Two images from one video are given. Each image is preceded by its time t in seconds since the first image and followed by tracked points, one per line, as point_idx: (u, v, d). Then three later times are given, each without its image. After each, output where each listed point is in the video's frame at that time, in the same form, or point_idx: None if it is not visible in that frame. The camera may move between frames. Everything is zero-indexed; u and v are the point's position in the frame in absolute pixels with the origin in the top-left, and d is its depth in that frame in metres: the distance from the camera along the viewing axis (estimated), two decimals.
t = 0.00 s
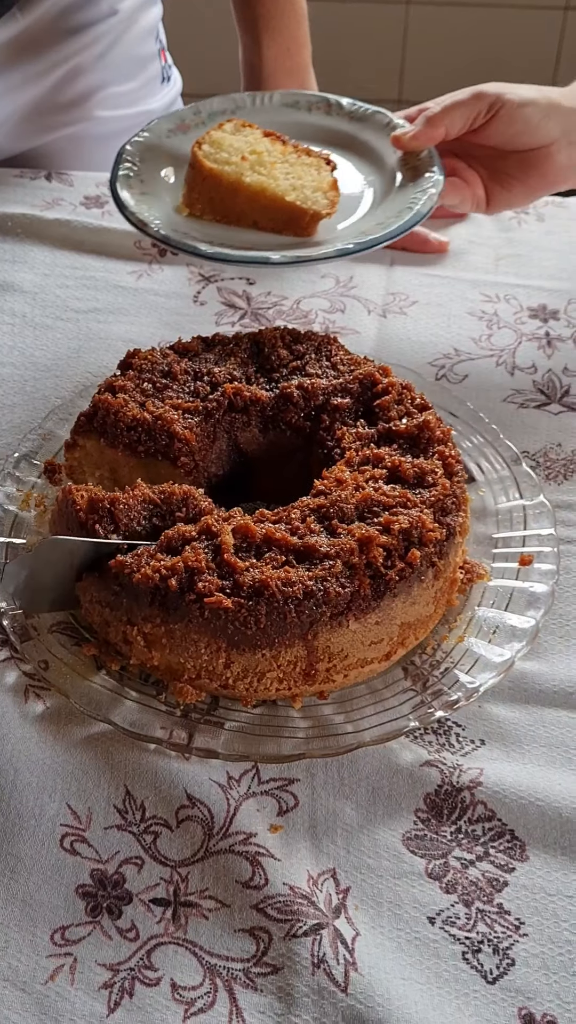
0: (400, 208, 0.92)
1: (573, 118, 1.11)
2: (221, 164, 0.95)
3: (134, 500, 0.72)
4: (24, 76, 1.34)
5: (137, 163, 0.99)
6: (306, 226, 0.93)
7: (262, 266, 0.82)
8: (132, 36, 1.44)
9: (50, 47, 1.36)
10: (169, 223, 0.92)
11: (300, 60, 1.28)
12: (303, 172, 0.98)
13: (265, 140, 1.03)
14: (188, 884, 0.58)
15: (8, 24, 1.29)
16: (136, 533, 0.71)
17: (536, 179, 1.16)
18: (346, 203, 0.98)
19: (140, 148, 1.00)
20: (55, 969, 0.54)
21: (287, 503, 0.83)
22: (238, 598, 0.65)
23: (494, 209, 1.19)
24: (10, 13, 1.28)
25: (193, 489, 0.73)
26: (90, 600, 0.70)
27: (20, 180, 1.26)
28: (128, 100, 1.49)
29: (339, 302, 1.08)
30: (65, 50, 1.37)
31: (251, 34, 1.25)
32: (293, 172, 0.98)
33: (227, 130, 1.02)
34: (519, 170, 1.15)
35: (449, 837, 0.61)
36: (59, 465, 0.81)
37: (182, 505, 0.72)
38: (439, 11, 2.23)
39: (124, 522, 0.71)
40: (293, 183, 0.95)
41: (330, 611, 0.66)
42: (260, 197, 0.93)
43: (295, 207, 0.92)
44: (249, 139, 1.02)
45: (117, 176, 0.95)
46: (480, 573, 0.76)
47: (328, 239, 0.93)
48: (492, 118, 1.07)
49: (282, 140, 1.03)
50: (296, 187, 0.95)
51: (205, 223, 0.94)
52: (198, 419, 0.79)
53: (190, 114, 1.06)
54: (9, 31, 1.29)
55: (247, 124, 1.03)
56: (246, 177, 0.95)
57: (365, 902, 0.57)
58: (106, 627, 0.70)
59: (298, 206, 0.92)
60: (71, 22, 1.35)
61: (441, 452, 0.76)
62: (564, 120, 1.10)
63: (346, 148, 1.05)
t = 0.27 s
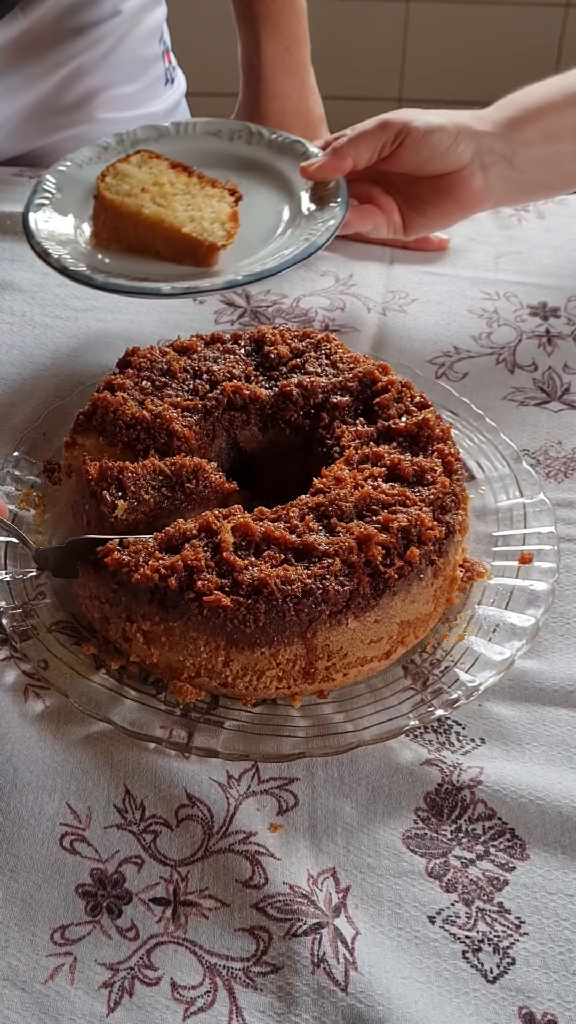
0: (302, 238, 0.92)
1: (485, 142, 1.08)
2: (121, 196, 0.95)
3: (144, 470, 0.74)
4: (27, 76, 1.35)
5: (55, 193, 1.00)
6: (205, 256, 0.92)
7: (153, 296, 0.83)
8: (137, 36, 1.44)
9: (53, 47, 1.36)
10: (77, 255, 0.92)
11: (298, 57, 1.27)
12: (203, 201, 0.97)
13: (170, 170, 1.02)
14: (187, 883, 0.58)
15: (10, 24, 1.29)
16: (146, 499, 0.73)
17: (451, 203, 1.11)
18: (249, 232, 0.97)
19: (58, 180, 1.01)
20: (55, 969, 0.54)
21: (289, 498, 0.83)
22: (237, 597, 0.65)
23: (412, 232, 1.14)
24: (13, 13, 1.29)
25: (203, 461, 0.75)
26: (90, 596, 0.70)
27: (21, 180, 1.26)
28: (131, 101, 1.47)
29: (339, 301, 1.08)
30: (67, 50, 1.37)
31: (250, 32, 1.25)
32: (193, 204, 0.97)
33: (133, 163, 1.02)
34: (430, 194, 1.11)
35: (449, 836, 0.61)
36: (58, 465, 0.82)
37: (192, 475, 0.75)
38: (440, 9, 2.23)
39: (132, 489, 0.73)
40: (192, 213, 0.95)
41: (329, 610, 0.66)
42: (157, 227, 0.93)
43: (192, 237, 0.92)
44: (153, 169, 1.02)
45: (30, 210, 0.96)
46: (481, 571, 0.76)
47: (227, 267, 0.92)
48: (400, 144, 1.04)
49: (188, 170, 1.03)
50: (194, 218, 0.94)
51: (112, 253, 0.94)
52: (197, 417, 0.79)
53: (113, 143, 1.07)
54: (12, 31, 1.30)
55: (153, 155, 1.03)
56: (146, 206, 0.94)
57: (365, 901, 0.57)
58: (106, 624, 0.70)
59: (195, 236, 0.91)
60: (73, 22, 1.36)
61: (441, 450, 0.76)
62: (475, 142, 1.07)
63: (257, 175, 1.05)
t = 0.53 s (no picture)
0: (233, 269, 0.93)
1: (423, 169, 1.08)
2: (56, 229, 0.97)
3: (147, 473, 0.74)
4: (31, 76, 1.35)
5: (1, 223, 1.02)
6: (138, 287, 0.94)
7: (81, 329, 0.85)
8: (141, 37, 1.44)
9: (57, 48, 1.36)
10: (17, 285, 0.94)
11: (300, 56, 1.27)
12: (139, 232, 0.99)
13: (108, 200, 1.04)
14: (191, 883, 0.58)
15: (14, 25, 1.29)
16: (147, 504, 0.73)
17: (392, 231, 1.12)
18: (188, 260, 0.99)
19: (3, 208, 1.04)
20: (59, 968, 0.54)
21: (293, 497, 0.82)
22: (240, 598, 0.65)
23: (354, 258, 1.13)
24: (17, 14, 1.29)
25: (206, 466, 0.75)
26: (94, 596, 0.70)
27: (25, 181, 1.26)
28: (134, 101, 1.47)
29: (341, 301, 1.08)
30: (71, 51, 1.37)
31: (252, 32, 1.24)
32: (128, 235, 0.99)
33: (71, 193, 1.04)
34: (372, 222, 1.12)
35: (452, 835, 0.61)
36: (60, 466, 0.80)
37: (194, 481, 0.75)
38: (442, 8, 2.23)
39: (134, 493, 0.73)
40: (125, 245, 0.96)
41: (331, 610, 0.66)
42: (91, 259, 0.95)
43: (124, 271, 0.93)
44: (91, 200, 1.03)
45: None
46: (483, 570, 0.76)
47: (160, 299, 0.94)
48: (337, 172, 1.06)
49: (126, 199, 1.04)
50: (127, 250, 0.96)
51: (51, 282, 0.96)
52: (199, 418, 0.79)
53: (62, 167, 1.09)
54: (16, 32, 1.30)
55: (93, 185, 1.05)
56: (81, 237, 0.96)
57: (369, 901, 0.57)
58: (110, 624, 0.70)
59: (126, 268, 0.93)
60: (77, 23, 1.36)
61: (443, 450, 0.76)
62: (413, 170, 1.08)
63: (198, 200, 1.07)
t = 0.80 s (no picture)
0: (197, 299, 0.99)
1: (390, 194, 1.12)
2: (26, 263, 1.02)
3: (144, 468, 0.75)
4: (31, 76, 1.35)
5: None
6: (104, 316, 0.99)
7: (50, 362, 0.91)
8: (140, 37, 1.44)
9: (57, 49, 1.36)
10: None
11: (297, 56, 1.27)
12: (104, 263, 1.04)
13: (76, 231, 1.09)
14: (191, 882, 0.58)
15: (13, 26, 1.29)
16: (146, 498, 0.73)
17: (360, 255, 1.14)
18: (156, 284, 1.05)
19: None
20: (60, 967, 0.54)
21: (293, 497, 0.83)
22: (239, 597, 0.65)
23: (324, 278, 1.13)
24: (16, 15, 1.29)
25: (204, 459, 0.76)
26: (93, 596, 0.70)
27: (25, 182, 1.27)
28: (134, 101, 1.48)
29: (340, 301, 1.08)
30: (70, 51, 1.37)
31: (249, 32, 1.24)
32: (95, 266, 1.04)
33: (41, 225, 1.09)
34: (339, 245, 1.14)
35: (452, 833, 0.61)
36: (61, 466, 0.82)
37: (193, 474, 0.75)
38: (442, 9, 2.23)
39: (133, 485, 0.73)
40: (93, 276, 1.01)
41: (330, 609, 0.66)
42: (59, 291, 1.00)
43: (91, 301, 0.99)
44: (59, 231, 1.08)
45: None
46: (482, 570, 0.76)
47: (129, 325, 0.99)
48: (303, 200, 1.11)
49: (94, 229, 1.09)
50: (94, 282, 1.01)
51: (25, 313, 1.02)
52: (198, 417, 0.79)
53: (38, 193, 1.16)
54: (15, 33, 1.30)
55: (63, 216, 1.10)
56: (49, 271, 1.01)
57: (368, 899, 0.57)
58: (109, 624, 0.70)
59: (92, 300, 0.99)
60: (77, 23, 1.36)
61: (442, 449, 0.76)
62: (379, 194, 1.11)
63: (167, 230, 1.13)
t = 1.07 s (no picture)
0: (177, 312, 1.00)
1: (370, 207, 1.12)
2: (7, 276, 1.02)
3: (142, 477, 0.74)
4: (28, 78, 1.35)
5: None
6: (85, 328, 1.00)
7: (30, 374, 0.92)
8: (136, 37, 1.44)
9: (54, 50, 1.36)
10: None
11: (294, 58, 1.27)
12: (85, 276, 1.04)
13: (56, 244, 1.09)
14: (190, 883, 0.58)
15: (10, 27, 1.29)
16: (143, 506, 0.73)
17: (341, 267, 1.12)
18: (137, 293, 1.06)
19: None
20: (59, 969, 0.54)
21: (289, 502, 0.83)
22: (237, 599, 0.65)
23: (305, 291, 1.11)
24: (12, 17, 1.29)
25: (203, 471, 0.75)
26: (92, 599, 0.70)
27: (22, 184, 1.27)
28: (129, 101, 1.49)
29: (338, 302, 1.09)
30: (67, 52, 1.37)
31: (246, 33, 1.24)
32: (76, 277, 1.04)
33: (23, 237, 1.10)
34: (321, 257, 1.12)
35: (450, 835, 0.61)
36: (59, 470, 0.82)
37: (191, 483, 0.74)
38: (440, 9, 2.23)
39: (130, 495, 0.73)
40: (73, 288, 1.02)
41: (328, 610, 0.66)
42: (39, 304, 1.00)
43: (71, 314, 0.99)
44: (39, 245, 1.08)
45: None
46: (480, 571, 0.76)
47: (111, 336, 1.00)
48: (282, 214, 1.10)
49: (73, 242, 1.09)
50: (74, 294, 1.01)
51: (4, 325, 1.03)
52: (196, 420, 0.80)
53: (21, 204, 1.17)
54: (11, 35, 1.30)
55: (42, 229, 1.11)
56: (29, 284, 1.02)
57: (366, 901, 0.57)
58: (108, 626, 0.70)
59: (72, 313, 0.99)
60: (74, 25, 1.36)
61: (439, 451, 0.76)
62: (359, 208, 1.11)
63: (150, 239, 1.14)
